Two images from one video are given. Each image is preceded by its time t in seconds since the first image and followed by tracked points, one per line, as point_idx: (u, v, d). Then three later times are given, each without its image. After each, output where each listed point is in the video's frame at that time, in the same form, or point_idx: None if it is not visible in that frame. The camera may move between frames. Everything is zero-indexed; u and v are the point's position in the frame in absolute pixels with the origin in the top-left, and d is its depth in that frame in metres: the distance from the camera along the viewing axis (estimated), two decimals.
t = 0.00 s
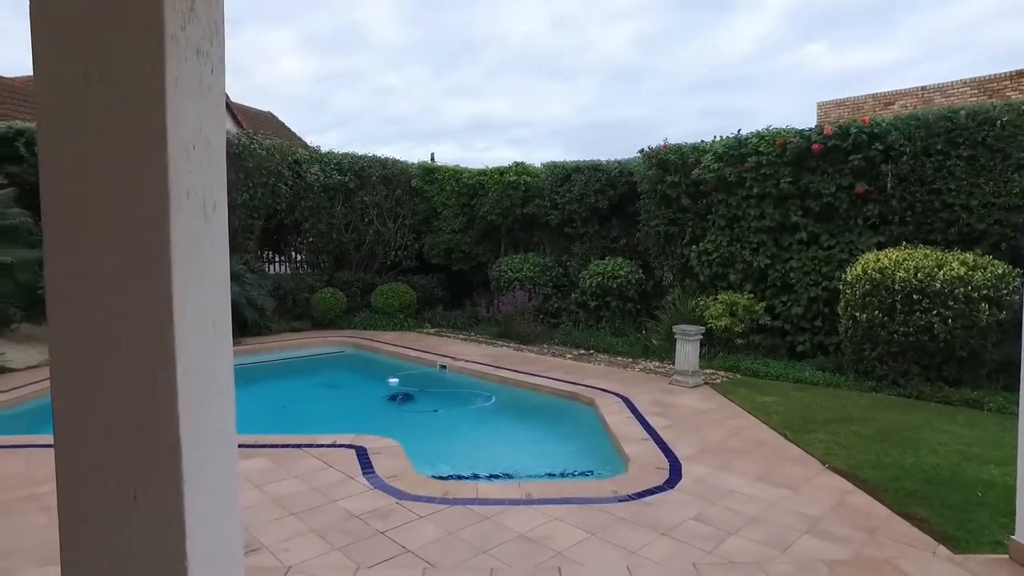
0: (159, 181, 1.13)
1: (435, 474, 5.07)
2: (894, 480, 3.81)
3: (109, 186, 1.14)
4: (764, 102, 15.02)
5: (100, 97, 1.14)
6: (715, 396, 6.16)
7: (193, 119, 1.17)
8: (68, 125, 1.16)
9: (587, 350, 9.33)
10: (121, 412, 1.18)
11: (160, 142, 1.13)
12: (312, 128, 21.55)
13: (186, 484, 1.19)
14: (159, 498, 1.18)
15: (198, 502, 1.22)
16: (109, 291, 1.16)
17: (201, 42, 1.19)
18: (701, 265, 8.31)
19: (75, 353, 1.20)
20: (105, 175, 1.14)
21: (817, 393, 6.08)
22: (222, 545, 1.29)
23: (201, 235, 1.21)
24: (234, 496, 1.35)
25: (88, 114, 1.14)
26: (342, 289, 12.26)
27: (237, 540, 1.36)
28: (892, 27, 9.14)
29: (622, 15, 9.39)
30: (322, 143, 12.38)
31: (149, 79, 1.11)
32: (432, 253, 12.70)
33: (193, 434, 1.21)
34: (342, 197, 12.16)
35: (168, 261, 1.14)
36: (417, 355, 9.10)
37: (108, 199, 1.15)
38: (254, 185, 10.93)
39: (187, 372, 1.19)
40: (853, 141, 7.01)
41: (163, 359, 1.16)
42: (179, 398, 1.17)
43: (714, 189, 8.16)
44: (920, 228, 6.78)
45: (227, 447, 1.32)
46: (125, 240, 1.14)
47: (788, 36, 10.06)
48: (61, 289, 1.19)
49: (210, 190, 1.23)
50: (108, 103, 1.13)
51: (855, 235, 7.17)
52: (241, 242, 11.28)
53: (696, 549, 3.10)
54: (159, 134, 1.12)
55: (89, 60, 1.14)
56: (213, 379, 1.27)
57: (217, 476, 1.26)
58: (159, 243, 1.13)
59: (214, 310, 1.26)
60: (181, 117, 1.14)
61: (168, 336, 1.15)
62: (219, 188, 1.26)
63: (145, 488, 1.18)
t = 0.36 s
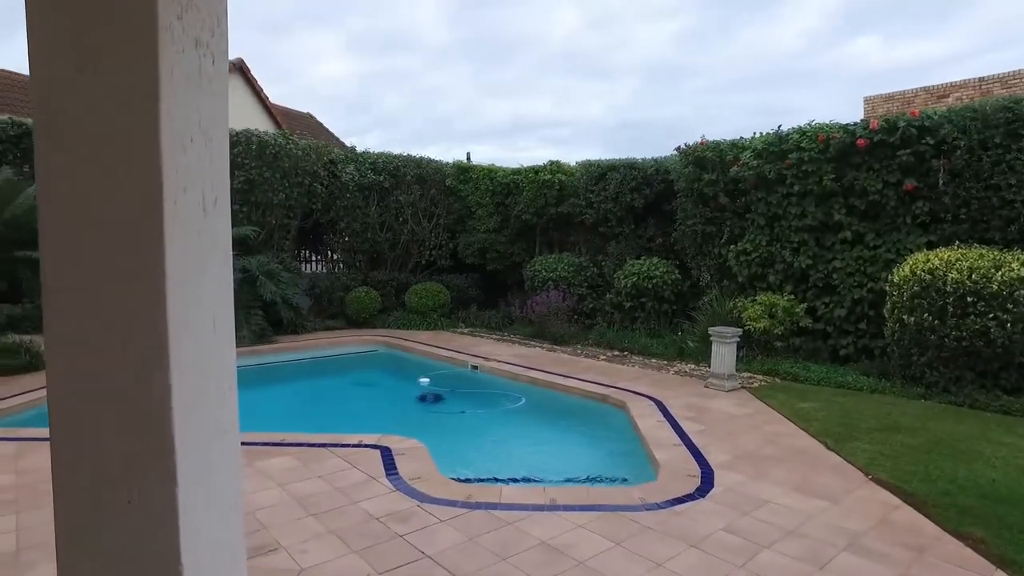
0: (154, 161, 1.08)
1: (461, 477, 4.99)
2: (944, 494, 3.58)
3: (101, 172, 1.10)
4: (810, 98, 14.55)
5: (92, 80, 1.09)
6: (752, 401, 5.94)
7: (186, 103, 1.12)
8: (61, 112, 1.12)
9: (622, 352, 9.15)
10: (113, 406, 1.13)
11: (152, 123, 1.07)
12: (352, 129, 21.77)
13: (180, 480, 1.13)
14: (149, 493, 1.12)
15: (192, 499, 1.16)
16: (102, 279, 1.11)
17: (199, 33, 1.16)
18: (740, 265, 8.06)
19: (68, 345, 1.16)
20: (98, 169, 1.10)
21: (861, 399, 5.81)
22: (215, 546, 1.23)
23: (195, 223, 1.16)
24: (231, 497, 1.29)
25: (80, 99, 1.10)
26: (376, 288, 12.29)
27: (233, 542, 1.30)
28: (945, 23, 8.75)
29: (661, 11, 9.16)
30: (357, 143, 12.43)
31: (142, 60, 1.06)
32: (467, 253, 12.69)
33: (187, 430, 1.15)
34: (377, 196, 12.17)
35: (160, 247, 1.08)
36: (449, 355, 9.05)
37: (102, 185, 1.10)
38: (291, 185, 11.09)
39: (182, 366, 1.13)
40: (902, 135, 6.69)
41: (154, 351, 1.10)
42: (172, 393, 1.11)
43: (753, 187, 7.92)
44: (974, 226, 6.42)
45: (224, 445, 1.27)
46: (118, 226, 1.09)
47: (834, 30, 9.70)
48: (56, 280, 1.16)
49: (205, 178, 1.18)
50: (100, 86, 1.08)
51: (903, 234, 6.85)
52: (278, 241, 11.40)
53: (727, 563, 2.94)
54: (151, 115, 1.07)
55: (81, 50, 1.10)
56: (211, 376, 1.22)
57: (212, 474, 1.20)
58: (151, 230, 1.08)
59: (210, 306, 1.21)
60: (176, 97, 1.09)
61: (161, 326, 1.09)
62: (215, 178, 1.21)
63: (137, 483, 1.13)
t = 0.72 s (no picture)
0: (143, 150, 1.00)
1: (484, 482, 4.87)
2: (998, 512, 3.34)
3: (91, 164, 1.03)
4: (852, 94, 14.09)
5: (80, 68, 1.03)
6: (788, 407, 5.71)
7: (180, 88, 1.04)
8: (50, 103, 1.06)
9: (652, 354, 8.93)
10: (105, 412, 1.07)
11: (142, 109, 1.00)
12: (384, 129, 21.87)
13: (174, 493, 1.06)
14: (143, 504, 1.05)
15: (189, 513, 1.09)
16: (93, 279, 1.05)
17: (196, 17, 1.08)
18: (775, 265, 7.80)
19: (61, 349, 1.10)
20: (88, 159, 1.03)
21: (905, 406, 5.54)
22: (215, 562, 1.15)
23: (192, 217, 1.08)
24: (233, 508, 1.21)
25: (69, 89, 1.04)
26: (405, 288, 12.26)
27: (236, 556, 1.22)
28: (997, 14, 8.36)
29: (697, 10, 8.93)
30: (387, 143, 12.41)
31: (130, 45, 0.99)
32: (496, 252, 12.59)
33: (183, 438, 1.08)
34: (406, 196, 12.15)
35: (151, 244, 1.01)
36: (476, 355, 8.95)
37: (94, 178, 1.04)
38: (321, 184, 11.13)
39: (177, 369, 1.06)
40: (950, 129, 6.39)
41: (146, 354, 1.03)
42: (164, 399, 1.04)
43: (789, 185, 7.66)
44: None
45: (226, 453, 1.19)
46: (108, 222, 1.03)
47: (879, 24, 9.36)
48: (47, 282, 1.10)
49: (203, 170, 1.10)
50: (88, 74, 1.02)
51: (951, 233, 6.53)
52: (308, 241, 11.44)
53: None
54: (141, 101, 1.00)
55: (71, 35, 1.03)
56: (210, 380, 1.14)
57: (212, 483, 1.13)
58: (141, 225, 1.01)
59: (209, 307, 1.13)
60: (167, 83, 1.02)
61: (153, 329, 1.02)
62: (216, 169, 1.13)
63: (129, 495, 1.06)
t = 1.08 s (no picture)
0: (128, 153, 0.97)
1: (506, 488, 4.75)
2: None
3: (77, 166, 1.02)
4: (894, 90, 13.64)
5: (68, 68, 1.01)
6: (826, 414, 5.47)
7: (175, 91, 1.03)
8: (43, 105, 1.05)
9: (683, 357, 8.71)
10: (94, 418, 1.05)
11: (127, 109, 0.97)
12: (414, 129, 21.87)
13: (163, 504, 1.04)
14: (129, 515, 1.03)
15: (179, 524, 1.07)
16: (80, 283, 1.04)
17: (189, 6, 1.06)
18: (812, 266, 7.53)
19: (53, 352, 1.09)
20: (78, 161, 1.02)
21: (952, 416, 5.26)
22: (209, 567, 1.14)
23: (185, 220, 1.06)
24: (232, 512, 1.19)
25: (57, 90, 1.02)
26: (434, 288, 12.19)
27: (236, 561, 1.21)
28: None
29: (733, 9, 8.67)
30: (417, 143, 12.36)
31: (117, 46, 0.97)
32: (525, 252, 12.46)
33: (176, 444, 1.06)
34: (435, 196, 12.09)
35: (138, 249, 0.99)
36: (504, 357, 8.83)
37: (83, 181, 1.02)
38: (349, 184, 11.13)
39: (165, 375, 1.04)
40: (1003, 123, 6.06)
41: (132, 361, 1.01)
42: (152, 406, 1.02)
43: (827, 183, 7.40)
44: None
45: (223, 458, 1.18)
46: (94, 226, 1.01)
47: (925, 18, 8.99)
48: (43, 283, 1.09)
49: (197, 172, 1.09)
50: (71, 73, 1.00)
51: (1003, 232, 6.19)
52: (337, 240, 11.45)
53: None
54: (126, 101, 0.97)
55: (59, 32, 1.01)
56: (204, 385, 1.12)
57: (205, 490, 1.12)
58: (129, 228, 0.99)
59: (205, 312, 1.12)
60: (155, 84, 0.99)
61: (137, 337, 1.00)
62: (211, 171, 1.12)
63: (117, 501, 1.05)
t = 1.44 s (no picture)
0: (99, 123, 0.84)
1: (524, 492, 4.63)
2: None
3: (23, 134, 0.86)
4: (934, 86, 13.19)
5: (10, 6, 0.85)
6: (858, 421, 5.25)
7: (145, 50, 0.91)
8: None
9: (709, 359, 8.50)
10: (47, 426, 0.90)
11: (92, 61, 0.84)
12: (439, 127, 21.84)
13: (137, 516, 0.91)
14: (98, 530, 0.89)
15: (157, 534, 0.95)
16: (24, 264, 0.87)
17: None
18: (844, 267, 7.26)
19: None
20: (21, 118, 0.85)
21: (992, 424, 5.01)
22: None
23: (163, 204, 0.96)
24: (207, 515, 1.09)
25: None
26: (457, 287, 12.10)
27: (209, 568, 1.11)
28: None
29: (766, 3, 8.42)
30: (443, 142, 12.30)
31: None
32: (550, 252, 12.32)
33: (151, 447, 0.94)
34: (458, 195, 12.00)
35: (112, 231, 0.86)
36: (527, 357, 8.72)
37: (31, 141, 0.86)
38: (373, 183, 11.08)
39: (142, 379, 0.92)
40: None
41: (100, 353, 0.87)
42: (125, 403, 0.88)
43: (860, 180, 7.15)
44: None
45: (200, 465, 1.08)
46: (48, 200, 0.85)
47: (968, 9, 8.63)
48: None
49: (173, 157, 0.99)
50: (17, 29, 0.85)
51: None
52: (360, 239, 11.43)
53: None
54: (91, 51, 0.84)
55: None
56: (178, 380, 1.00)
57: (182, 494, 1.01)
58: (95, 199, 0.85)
59: (185, 310, 1.04)
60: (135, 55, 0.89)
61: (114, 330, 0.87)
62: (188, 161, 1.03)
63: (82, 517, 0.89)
